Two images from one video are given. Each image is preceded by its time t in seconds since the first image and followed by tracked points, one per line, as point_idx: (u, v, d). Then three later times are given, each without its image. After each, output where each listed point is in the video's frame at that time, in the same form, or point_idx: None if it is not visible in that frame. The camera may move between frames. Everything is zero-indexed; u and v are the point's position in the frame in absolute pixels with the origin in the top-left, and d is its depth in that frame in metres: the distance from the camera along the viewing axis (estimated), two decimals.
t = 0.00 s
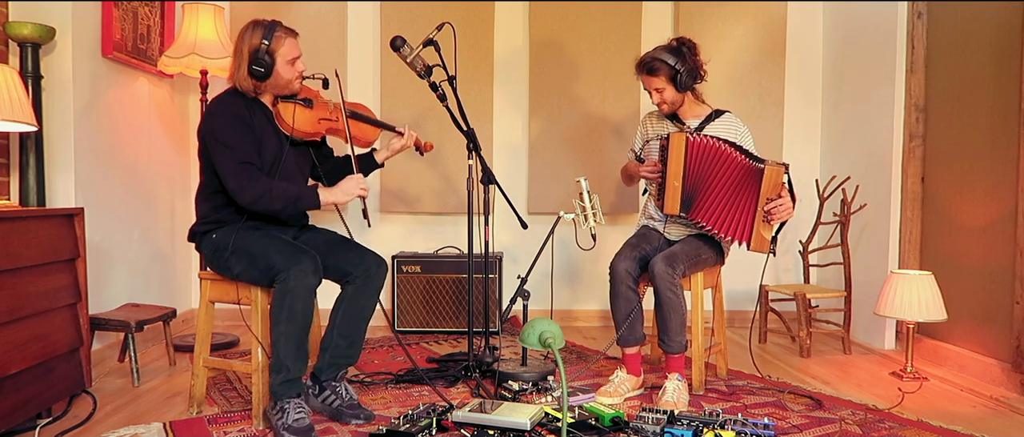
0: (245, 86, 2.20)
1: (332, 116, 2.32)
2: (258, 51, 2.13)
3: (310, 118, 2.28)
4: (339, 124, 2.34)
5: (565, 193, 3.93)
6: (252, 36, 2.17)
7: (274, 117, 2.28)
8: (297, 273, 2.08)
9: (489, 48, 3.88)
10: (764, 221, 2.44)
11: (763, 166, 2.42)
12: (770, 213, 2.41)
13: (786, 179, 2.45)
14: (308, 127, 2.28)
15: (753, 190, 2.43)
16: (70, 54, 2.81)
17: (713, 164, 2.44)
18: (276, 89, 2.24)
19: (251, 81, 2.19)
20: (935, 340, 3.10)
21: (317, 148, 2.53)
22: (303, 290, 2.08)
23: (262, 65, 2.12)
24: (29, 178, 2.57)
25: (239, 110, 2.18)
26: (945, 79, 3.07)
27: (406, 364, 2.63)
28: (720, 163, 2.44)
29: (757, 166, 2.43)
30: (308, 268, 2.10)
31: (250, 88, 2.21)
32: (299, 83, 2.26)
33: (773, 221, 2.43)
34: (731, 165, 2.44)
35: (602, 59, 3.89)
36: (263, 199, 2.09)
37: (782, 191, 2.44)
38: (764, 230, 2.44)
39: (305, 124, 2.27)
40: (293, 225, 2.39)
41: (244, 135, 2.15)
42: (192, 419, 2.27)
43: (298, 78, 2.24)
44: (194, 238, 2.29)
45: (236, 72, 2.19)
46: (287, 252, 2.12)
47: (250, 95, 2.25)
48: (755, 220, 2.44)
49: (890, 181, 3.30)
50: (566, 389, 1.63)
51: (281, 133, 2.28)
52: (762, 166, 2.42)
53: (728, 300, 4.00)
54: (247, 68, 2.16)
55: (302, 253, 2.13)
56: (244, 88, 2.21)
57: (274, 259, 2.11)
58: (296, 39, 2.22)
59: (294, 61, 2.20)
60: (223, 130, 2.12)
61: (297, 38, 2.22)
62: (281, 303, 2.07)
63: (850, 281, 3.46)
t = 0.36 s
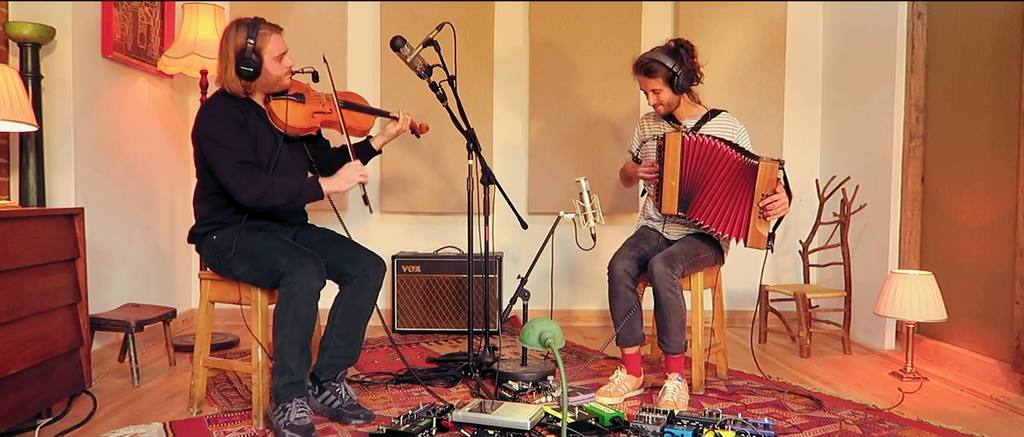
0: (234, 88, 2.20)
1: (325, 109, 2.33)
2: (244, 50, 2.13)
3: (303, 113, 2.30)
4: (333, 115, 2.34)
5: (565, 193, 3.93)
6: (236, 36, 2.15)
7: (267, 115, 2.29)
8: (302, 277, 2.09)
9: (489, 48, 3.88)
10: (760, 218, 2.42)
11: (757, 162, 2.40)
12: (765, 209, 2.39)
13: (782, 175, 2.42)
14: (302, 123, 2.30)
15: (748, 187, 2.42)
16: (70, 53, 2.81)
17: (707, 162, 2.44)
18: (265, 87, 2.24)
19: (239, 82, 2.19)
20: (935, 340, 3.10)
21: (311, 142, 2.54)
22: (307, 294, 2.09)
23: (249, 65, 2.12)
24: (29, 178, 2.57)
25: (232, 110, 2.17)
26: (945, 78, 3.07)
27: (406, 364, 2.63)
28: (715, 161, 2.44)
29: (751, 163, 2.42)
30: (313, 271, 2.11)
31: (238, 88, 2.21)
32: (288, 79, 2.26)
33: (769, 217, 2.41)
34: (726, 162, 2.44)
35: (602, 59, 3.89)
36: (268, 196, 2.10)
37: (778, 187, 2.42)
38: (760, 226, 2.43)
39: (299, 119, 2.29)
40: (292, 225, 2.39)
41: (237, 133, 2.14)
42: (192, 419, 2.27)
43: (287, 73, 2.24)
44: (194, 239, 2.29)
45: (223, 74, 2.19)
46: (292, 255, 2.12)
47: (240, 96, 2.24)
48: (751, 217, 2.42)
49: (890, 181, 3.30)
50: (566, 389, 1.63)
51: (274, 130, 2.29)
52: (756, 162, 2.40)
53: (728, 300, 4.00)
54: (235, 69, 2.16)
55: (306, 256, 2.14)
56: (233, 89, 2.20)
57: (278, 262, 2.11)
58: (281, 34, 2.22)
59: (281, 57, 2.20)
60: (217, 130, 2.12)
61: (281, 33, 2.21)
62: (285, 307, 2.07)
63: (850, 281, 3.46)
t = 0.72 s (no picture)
0: (223, 87, 2.18)
1: (319, 102, 2.33)
2: (233, 47, 2.12)
3: (297, 108, 2.30)
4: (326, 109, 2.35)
5: (565, 193, 3.93)
6: (223, 34, 2.14)
7: (260, 112, 2.29)
8: (297, 283, 2.08)
9: (489, 48, 3.88)
10: (759, 217, 2.43)
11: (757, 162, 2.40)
12: (764, 209, 2.40)
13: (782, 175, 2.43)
14: (296, 117, 2.30)
15: (748, 187, 2.42)
16: (70, 53, 2.81)
17: (707, 161, 2.44)
18: (256, 83, 2.24)
19: (229, 79, 2.17)
20: (935, 340, 3.10)
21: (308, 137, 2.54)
22: (303, 300, 2.09)
23: (239, 61, 2.11)
24: (29, 178, 2.57)
25: (226, 109, 2.17)
26: (945, 78, 3.07)
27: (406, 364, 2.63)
28: (716, 161, 2.44)
29: (751, 162, 2.42)
30: (308, 277, 2.10)
31: (228, 87, 2.19)
32: (278, 74, 2.27)
33: (768, 217, 2.41)
34: (727, 162, 2.44)
35: (602, 59, 3.89)
36: (264, 191, 2.10)
37: (777, 187, 2.42)
38: (759, 226, 2.43)
39: (293, 114, 2.29)
40: (293, 226, 2.39)
41: (232, 131, 2.15)
42: (193, 419, 2.27)
43: (277, 68, 2.24)
44: (193, 239, 2.29)
45: (212, 72, 2.17)
46: (288, 260, 2.12)
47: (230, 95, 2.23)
48: (751, 217, 2.43)
49: (890, 181, 3.30)
50: (566, 389, 1.63)
51: (268, 125, 2.30)
52: (756, 162, 2.41)
53: (728, 299, 4.00)
54: (225, 66, 2.14)
55: (302, 260, 2.14)
56: (223, 88, 2.19)
57: (274, 267, 2.11)
58: (267, 29, 2.22)
59: (270, 52, 2.20)
60: (212, 129, 2.12)
61: (268, 28, 2.21)
62: (281, 314, 2.07)
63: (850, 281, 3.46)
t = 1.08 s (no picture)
0: (218, 85, 2.18)
1: (315, 101, 2.35)
2: (228, 46, 2.12)
3: (295, 106, 2.32)
4: (323, 108, 2.37)
5: (565, 193, 3.92)
6: (218, 33, 2.14)
7: (257, 111, 2.29)
8: (287, 289, 2.08)
9: (489, 48, 3.88)
10: (759, 219, 2.43)
11: (758, 163, 2.39)
12: (764, 211, 2.40)
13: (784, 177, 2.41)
14: (291, 116, 2.32)
15: (749, 188, 2.41)
16: (70, 53, 2.81)
17: (711, 162, 2.44)
18: (252, 81, 2.24)
19: (224, 78, 2.17)
20: (935, 340, 3.10)
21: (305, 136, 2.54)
22: (295, 306, 2.08)
23: (234, 59, 2.11)
24: (29, 178, 2.57)
25: (223, 108, 2.17)
26: (945, 78, 3.07)
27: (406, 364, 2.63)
28: (719, 162, 2.43)
29: (753, 163, 2.41)
30: (300, 283, 2.10)
31: (223, 85, 2.19)
32: (274, 72, 2.27)
33: (768, 219, 2.41)
34: (730, 163, 2.43)
35: (602, 59, 3.88)
36: (263, 191, 2.10)
37: (778, 189, 2.41)
38: (758, 227, 2.43)
39: (289, 112, 2.31)
40: (292, 226, 2.38)
41: (230, 131, 2.15)
42: (193, 419, 2.27)
43: (273, 66, 2.24)
44: (193, 241, 2.29)
45: (207, 71, 2.17)
46: (279, 265, 2.12)
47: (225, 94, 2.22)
48: (750, 219, 2.43)
49: (890, 181, 3.30)
50: (566, 389, 1.63)
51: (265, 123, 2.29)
52: (758, 164, 2.40)
53: (728, 299, 4.00)
54: (219, 64, 2.14)
55: (294, 264, 2.14)
56: (218, 87, 2.18)
57: (266, 272, 2.10)
58: (263, 28, 2.22)
59: (266, 50, 2.20)
60: (211, 129, 2.12)
61: (263, 27, 2.22)
62: (272, 320, 2.08)
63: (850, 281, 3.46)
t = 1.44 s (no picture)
0: (222, 84, 2.19)
1: (316, 105, 2.32)
2: (234, 45, 2.12)
3: (295, 108, 2.28)
4: (324, 112, 2.34)
5: (565, 193, 3.92)
6: (225, 31, 2.15)
7: (258, 112, 2.29)
8: (281, 293, 2.07)
9: (489, 48, 3.88)
10: (752, 218, 2.43)
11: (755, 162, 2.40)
12: (759, 209, 2.40)
13: (779, 176, 2.41)
14: (292, 118, 2.28)
15: (745, 187, 2.41)
16: (70, 54, 2.81)
17: (710, 162, 2.44)
18: (255, 82, 2.24)
19: (229, 76, 2.18)
20: (935, 340, 3.10)
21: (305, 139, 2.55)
22: (289, 310, 2.07)
23: (239, 59, 2.11)
24: (29, 178, 2.57)
25: (224, 108, 2.17)
26: (945, 78, 3.07)
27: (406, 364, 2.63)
28: (717, 162, 2.43)
29: (749, 162, 2.41)
30: (293, 287, 2.09)
31: (226, 84, 2.20)
32: (278, 74, 2.27)
33: (761, 218, 2.42)
34: (728, 163, 2.43)
35: (602, 59, 3.88)
36: (262, 192, 2.10)
37: (773, 189, 2.41)
38: (751, 226, 2.44)
39: (290, 114, 2.27)
40: (292, 227, 2.39)
41: (231, 129, 2.15)
42: (193, 419, 2.27)
43: (277, 69, 2.25)
44: (193, 241, 2.29)
45: (212, 69, 2.18)
46: (275, 268, 2.11)
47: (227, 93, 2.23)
48: (744, 217, 2.43)
49: (890, 181, 3.30)
50: (566, 389, 1.63)
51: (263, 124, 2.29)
52: (754, 163, 2.40)
53: (728, 299, 4.00)
54: (224, 63, 2.15)
55: (289, 268, 2.13)
56: (221, 86, 2.19)
57: (261, 275, 2.10)
58: (269, 29, 2.22)
59: (271, 52, 2.21)
60: (210, 127, 2.12)
61: (270, 28, 2.22)
62: (268, 322, 2.07)
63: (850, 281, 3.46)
